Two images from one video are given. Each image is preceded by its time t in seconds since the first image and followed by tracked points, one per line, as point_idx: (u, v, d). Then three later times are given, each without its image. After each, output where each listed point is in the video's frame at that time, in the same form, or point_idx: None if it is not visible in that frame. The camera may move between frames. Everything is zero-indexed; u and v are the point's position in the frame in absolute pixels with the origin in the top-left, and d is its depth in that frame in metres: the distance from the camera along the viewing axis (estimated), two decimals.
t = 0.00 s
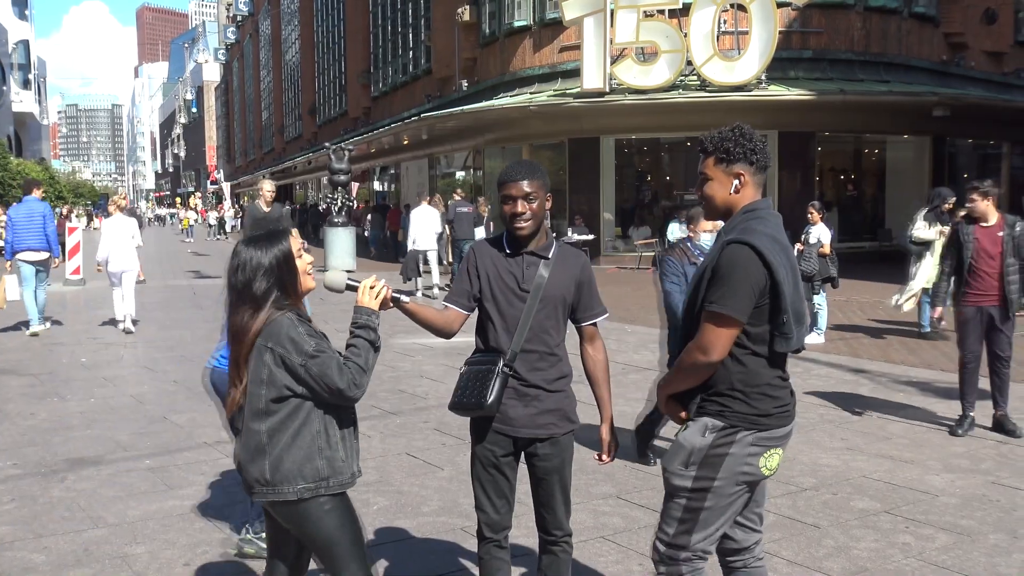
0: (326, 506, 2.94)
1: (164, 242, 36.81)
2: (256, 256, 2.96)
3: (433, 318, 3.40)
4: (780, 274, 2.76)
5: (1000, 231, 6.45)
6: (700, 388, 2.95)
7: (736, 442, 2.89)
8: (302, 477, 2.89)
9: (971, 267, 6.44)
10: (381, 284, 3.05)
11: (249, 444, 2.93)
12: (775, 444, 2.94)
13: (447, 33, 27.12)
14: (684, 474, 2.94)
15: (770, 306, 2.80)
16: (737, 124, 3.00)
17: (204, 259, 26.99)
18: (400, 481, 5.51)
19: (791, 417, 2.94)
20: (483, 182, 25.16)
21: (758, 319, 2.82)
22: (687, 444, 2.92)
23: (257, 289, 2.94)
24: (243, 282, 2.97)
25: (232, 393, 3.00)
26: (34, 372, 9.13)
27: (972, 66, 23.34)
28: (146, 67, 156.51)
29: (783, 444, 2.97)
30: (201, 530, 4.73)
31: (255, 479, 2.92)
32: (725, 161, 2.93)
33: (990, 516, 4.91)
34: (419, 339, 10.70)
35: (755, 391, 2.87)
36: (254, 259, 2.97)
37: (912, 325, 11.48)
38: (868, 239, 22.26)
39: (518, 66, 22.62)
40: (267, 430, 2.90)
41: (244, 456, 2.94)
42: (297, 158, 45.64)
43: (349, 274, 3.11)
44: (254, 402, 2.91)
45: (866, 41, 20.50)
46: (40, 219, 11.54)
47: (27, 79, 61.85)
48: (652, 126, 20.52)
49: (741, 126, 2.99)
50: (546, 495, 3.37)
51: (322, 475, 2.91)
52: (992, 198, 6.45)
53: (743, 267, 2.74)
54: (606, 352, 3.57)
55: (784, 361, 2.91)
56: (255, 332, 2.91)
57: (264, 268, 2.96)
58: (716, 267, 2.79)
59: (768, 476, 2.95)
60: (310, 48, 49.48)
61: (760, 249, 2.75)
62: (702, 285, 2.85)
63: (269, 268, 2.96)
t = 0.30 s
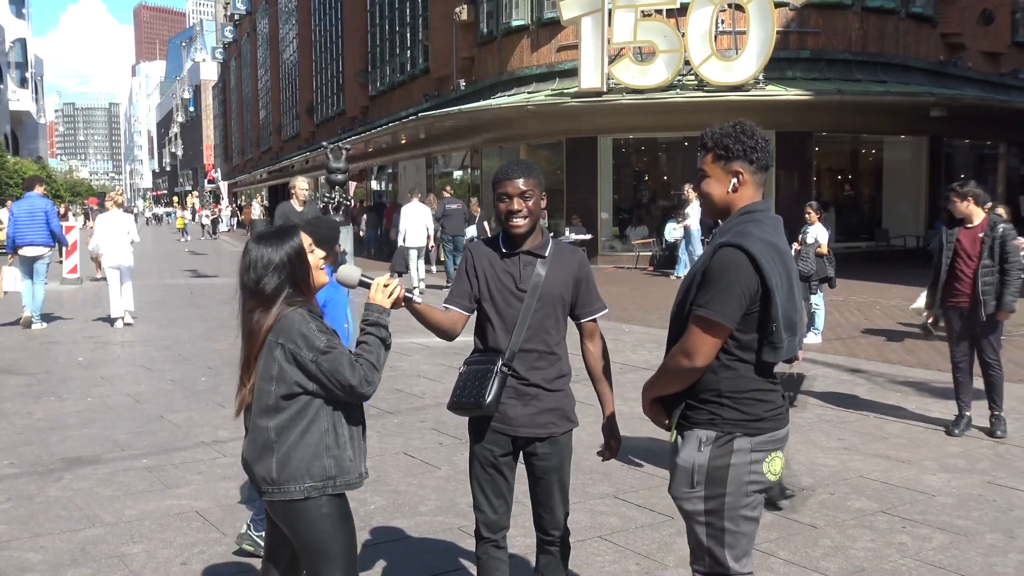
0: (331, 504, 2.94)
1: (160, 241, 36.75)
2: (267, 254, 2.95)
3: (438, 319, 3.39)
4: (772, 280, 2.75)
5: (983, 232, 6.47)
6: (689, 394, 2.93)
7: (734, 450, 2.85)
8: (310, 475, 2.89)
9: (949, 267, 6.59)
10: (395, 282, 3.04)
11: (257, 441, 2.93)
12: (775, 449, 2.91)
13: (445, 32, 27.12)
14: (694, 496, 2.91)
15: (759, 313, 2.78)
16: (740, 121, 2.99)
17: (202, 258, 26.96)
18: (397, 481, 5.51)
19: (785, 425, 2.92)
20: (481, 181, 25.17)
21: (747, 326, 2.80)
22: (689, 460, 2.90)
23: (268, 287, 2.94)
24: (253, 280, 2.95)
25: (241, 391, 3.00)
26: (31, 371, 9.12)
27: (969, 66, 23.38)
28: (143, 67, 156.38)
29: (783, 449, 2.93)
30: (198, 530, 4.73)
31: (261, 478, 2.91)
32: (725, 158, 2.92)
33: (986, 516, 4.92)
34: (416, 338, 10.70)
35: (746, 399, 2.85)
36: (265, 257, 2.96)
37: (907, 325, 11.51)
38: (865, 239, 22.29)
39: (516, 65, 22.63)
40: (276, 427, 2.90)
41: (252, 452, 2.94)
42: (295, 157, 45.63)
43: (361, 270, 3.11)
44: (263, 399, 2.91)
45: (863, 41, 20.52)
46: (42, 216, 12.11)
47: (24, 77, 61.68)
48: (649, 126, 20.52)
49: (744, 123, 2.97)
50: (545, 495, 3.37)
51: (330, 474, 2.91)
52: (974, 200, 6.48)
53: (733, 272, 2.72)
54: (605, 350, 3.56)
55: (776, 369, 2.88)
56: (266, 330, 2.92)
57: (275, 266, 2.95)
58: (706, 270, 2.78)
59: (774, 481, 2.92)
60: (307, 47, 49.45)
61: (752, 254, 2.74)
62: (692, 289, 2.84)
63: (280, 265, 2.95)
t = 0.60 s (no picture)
0: (337, 501, 2.94)
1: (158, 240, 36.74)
2: (274, 252, 2.95)
3: (440, 321, 3.40)
4: (785, 286, 2.65)
5: (977, 232, 6.43)
6: (694, 408, 2.82)
7: (739, 464, 2.75)
8: (317, 471, 2.88)
9: (944, 267, 6.59)
10: (408, 282, 3.11)
11: (263, 438, 2.92)
12: (782, 463, 2.80)
13: (444, 32, 27.12)
14: (699, 513, 2.79)
15: (770, 319, 2.69)
16: (728, 123, 2.93)
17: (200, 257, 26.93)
18: (395, 480, 5.51)
19: (792, 435, 2.82)
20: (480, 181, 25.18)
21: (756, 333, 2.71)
22: (690, 476, 2.79)
23: (277, 284, 2.94)
24: (263, 274, 2.95)
25: (247, 388, 2.98)
26: (29, 369, 9.11)
27: (968, 68, 23.41)
28: (142, 65, 156.27)
29: (790, 461, 2.83)
30: (195, 529, 4.73)
31: (267, 475, 2.90)
32: (715, 163, 2.86)
33: (983, 518, 4.93)
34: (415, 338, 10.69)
35: (752, 409, 2.75)
36: (274, 253, 2.96)
37: (905, 326, 11.52)
38: (863, 240, 22.30)
39: (515, 65, 22.63)
40: (284, 422, 2.90)
41: (257, 449, 2.93)
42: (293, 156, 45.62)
43: (379, 259, 3.13)
44: (272, 394, 2.90)
45: (863, 42, 20.54)
46: (44, 214, 12.35)
47: (23, 75, 61.61)
48: (649, 126, 20.52)
49: (733, 125, 2.92)
50: (544, 494, 3.37)
51: (336, 470, 2.90)
52: (969, 201, 6.42)
53: (745, 280, 2.61)
54: (605, 349, 3.55)
55: (783, 377, 2.80)
56: (276, 325, 2.91)
57: (283, 262, 2.95)
58: (714, 280, 2.66)
59: (781, 497, 2.80)
60: (307, 46, 49.44)
61: (763, 261, 2.63)
62: (698, 300, 2.72)
63: (288, 261, 2.95)
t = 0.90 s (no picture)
0: (335, 499, 2.94)
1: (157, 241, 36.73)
2: (279, 250, 2.95)
3: (442, 325, 3.43)
4: (782, 294, 2.60)
5: (977, 232, 6.43)
6: (688, 410, 2.81)
7: (731, 470, 2.73)
8: (316, 469, 2.88)
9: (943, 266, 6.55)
10: (407, 283, 3.10)
11: (263, 435, 2.91)
12: (778, 469, 2.77)
13: (442, 33, 27.12)
14: (692, 518, 2.80)
15: (767, 327, 2.65)
16: (741, 119, 2.83)
17: (199, 258, 26.89)
18: (394, 481, 5.51)
19: (790, 441, 2.80)
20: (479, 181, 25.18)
21: (753, 340, 2.67)
22: (683, 481, 2.80)
23: (282, 282, 2.94)
24: (268, 270, 2.95)
25: (248, 383, 2.97)
26: (27, 371, 9.10)
27: (966, 67, 23.42)
28: (140, 66, 156.22)
29: (787, 467, 2.79)
30: (194, 530, 4.73)
31: (265, 472, 2.90)
32: (721, 161, 2.78)
33: (982, 516, 4.93)
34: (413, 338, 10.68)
35: (745, 415, 2.71)
36: (278, 249, 2.96)
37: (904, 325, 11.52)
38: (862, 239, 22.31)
39: (513, 65, 22.63)
40: (285, 419, 2.89)
41: (256, 446, 2.93)
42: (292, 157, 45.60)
43: (376, 267, 3.15)
44: (273, 390, 2.90)
45: (860, 41, 20.55)
46: (45, 215, 12.46)
47: (21, 77, 61.54)
48: (647, 126, 20.53)
49: (747, 121, 2.82)
50: (543, 495, 3.36)
51: (335, 469, 2.90)
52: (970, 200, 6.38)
53: (740, 284, 2.58)
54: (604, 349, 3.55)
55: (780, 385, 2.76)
56: (280, 321, 2.90)
57: (289, 259, 2.95)
58: (710, 283, 2.63)
59: (776, 503, 2.78)
60: (305, 46, 49.42)
61: (760, 266, 2.59)
62: (695, 303, 2.70)
63: (294, 258, 2.96)
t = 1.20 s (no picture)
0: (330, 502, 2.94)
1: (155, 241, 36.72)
2: (266, 251, 2.95)
3: (442, 321, 3.38)
4: (777, 299, 2.58)
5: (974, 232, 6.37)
6: (683, 412, 2.81)
7: (725, 473, 2.73)
8: (308, 473, 2.89)
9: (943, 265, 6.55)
10: (399, 284, 3.03)
11: (254, 440, 2.93)
12: (773, 472, 2.77)
13: (440, 32, 27.11)
14: (687, 521, 2.80)
15: (763, 331, 2.63)
16: (750, 119, 2.82)
17: (198, 258, 26.86)
18: (392, 481, 5.51)
19: (788, 444, 2.79)
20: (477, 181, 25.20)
21: (749, 345, 2.66)
22: (677, 483, 2.80)
23: (265, 285, 2.94)
24: (253, 276, 2.96)
25: (238, 388, 2.99)
26: (26, 371, 9.10)
27: (965, 66, 23.44)
28: (138, 67, 156.22)
29: (784, 471, 2.79)
30: (192, 530, 4.73)
31: (259, 476, 2.92)
32: (726, 162, 2.77)
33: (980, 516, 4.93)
34: (412, 338, 10.69)
35: (740, 418, 2.71)
36: (262, 253, 2.96)
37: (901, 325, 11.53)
38: (860, 238, 22.35)
39: (511, 65, 22.64)
40: (274, 425, 2.90)
41: (248, 450, 2.94)
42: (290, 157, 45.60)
43: (364, 270, 3.11)
44: (260, 397, 2.91)
45: (858, 42, 20.57)
46: (48, 218, 12.43)
47: (19, 76, 61.38)
48: (645, 126, 20.54)
49: (756, 122, 2.81)
50: (541, 495, 3.36)
51: (327, 471, 2.91)
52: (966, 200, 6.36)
53: (735, 288, 2.57)
54: (604, 349, 3.56)
55: (778, 387, 2.75)
56: (264, 328, 2.90)
57: (273, 264, 2.95)
58: (706, 286, 2.63)
59: (772, 507, 2.78)
60: (303, 46, 49.40)
61: (757, 270, 2.58)
62: (690, 305, 2.70)
63: (278, 263, 2.95)
